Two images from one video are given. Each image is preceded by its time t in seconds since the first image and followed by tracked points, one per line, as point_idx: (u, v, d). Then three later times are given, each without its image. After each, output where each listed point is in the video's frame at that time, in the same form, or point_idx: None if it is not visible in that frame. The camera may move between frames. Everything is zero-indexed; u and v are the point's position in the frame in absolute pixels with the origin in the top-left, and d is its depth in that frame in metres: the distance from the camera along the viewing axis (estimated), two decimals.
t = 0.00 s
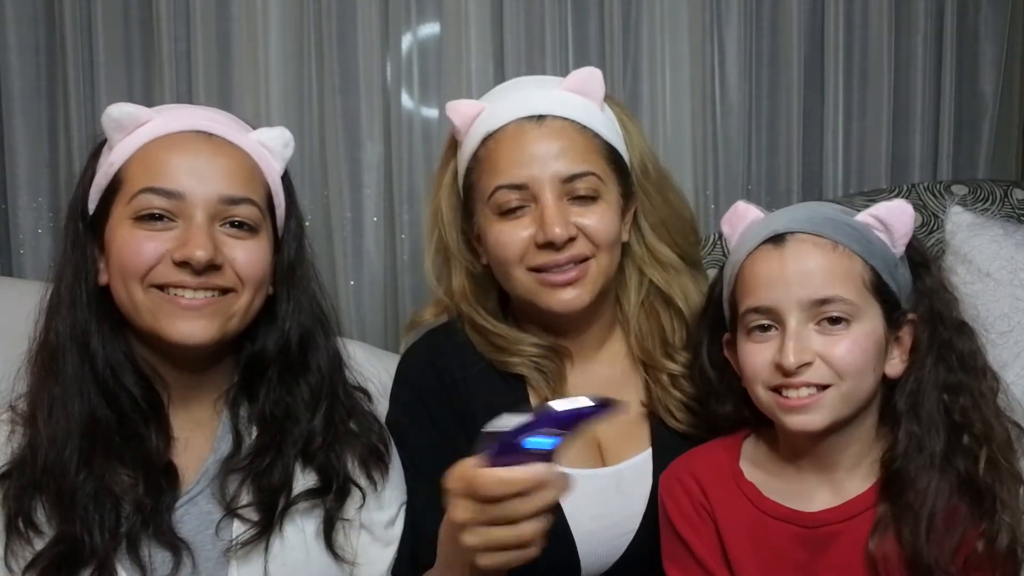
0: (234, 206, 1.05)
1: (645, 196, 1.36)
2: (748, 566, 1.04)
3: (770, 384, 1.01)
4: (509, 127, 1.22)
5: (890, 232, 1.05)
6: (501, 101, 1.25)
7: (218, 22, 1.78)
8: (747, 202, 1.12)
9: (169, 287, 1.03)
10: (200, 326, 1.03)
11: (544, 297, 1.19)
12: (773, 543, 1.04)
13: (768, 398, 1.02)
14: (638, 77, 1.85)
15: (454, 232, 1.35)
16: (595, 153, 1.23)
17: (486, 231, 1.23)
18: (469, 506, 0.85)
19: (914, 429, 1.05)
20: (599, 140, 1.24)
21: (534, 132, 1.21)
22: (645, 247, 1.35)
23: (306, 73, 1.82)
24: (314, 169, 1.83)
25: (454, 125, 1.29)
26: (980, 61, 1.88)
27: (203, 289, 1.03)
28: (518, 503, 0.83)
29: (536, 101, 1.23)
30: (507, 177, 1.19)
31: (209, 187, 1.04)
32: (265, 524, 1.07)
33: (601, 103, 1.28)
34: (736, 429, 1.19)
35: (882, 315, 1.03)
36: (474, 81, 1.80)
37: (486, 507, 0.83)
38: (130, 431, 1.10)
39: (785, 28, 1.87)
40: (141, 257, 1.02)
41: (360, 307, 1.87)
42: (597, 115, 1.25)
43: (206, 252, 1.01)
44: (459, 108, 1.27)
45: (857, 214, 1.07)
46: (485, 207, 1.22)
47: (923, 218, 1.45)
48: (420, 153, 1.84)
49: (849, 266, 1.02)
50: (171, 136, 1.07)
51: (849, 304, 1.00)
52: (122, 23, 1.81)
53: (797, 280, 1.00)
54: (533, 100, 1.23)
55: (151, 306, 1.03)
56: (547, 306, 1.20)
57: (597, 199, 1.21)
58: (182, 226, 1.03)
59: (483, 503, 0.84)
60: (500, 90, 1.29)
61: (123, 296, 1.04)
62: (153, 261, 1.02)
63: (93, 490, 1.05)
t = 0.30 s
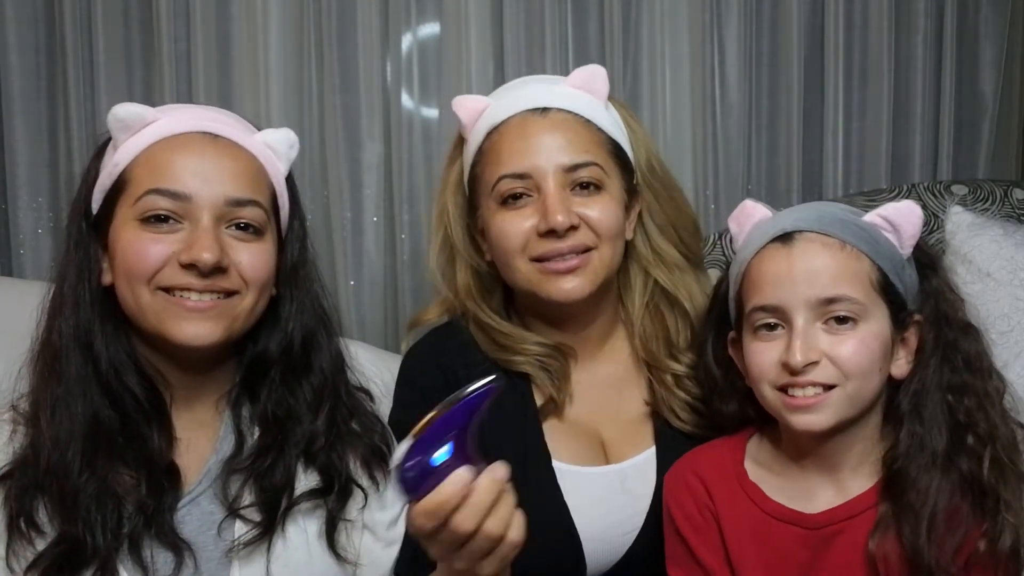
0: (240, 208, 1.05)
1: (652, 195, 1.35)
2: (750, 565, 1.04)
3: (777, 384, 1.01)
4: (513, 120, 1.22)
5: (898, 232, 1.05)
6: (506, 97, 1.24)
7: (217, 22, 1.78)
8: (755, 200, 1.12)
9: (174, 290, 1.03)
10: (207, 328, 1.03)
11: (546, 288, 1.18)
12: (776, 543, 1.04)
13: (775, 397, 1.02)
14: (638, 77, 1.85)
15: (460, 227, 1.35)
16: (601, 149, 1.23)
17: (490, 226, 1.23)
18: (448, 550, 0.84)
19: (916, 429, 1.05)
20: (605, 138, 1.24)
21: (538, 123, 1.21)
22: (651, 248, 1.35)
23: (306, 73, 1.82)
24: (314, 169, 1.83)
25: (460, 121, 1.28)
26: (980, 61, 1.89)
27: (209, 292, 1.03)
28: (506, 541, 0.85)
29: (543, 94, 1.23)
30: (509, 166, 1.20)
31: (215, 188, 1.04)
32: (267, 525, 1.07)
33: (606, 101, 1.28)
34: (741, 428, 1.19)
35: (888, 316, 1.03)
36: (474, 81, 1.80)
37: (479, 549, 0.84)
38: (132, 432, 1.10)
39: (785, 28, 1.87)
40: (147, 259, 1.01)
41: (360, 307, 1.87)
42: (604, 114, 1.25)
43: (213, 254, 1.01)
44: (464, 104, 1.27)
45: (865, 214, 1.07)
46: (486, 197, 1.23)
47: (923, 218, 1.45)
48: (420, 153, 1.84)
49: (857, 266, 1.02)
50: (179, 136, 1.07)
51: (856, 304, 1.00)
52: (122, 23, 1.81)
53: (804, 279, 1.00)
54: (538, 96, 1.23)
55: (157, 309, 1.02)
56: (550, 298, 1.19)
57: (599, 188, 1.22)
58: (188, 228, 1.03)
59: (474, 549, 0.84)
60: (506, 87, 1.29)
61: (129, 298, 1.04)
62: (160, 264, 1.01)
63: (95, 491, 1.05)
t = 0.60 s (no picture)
0: (256, 217, 1.05)
1: (649, 196, 1.36)
2: (749, 564, 1.04)
3: (779, 382, 1.01)
4: (508, 120, 1.22)
5: (900, 234, 1.06)
6: (503, 97, 1.24)
7: (218, 22, 1.78)
8: (759, 198, 1.12)
9: (189, 297, 1.02)
10: (220, 335, 1.03)
11: (541, 290, 1.19)
12: (775, 541, 1.04)
13: (776, 395, 1.02)
14: (638, 77, 1.85)
15: (458, 229, 1.35)
16: (595, 149, 1.23)
17: (485, 227, 1.23)
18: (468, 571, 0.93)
19: (913, 429, 1.05)
20: (601, 138, 1.24)
21: (531, 124, 1.21)
22: (648, 248, 1.35)
23: (307, 73, 1.82)
24: (314, 169, 1.83)
25: (457, 122, 1.28)
26: (980, 61, 1.89)
27: (224, 301, 1.03)
28: (529, 555, 0.94)
29: (540, 94, 1.22)
30: (504, 167, 1.19)
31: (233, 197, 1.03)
32: (271, 526, 1.07)
33: (601, 101, 1.28)
34: (741, 425, 1.19)
35: (890, 317, 1.03)
36: (474, 81, 1.80)
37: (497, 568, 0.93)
38: (137, 433, 1.09)
39: (785, 29, 1.87)
40: (161, 266, 1.01)
41: (360, 307, 1.86)
42: (601, 114, 1.25)
43: (231, 264, 1.01)
44: (461, 105, 1.27)
45: (867, 215, 1.07)
46: (482, 197, 1.23)
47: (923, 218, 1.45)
48: (420, 153, 1.83)
49: (859, 266, 1.02)
50: (195, 141, 1.06)
51: (858, 303, 1.00)
52: (121, 23, 1.80)
53: (807, 279, 1.00)
54: (536, 96, 1.22)
55: (171, 316, 1.02)
56: (545, 301, 1.19)
57: (593, 188, 1.21)
58: (204, 237, 1.02)
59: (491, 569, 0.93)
60: (502, 88, 1.29)
61: (141, 303, 1.03)
62: (176, 272, 1.01)
63: (101, 492, 1.05)
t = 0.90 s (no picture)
0: (270, 226, 1.06)
1: (646, 195, 1.36)
2: (747, 564, 1.04)
3: (773, 382, 1.01)
4: (505, 121, 1.22)
5: (892, 233, 1.06)
6: (499, 97, 1.24)
7: (218, 22, 1.79)
8: (752, 198, 1.12)
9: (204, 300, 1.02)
10: (230, 339, 1.04)
11: (539, 290, 1.19)
12: (772, 540, 1.04)
13: (771, 395, 1.02)
14: (638, 77, 1.85)
15: (454, 229, 1.35)
16: (593, 151, 1.23)
17: (482, 228, 1.23)
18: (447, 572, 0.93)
19: (909, 428, 1.05)
20: (598, 138, 1.24)
21: (528, 124, 1.21)
22: (645, 247, 1.35)
23: (306, 73, 1.82)
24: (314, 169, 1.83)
25: (453, 122, 1.28)
26: (980, 61, 1.89)
27: (237, 306, 1.03)
28: (514, 558, 0.94)
29: (538, 94, 1.23)
30: (501, 168, 1.19)
31: (252, 206, 1.03)
32: (271, 522, 1.07)
33: (598, 101, 1.28)
34: (736, 425, 1.19)
35: (883, 315, 1.03)
36: (474, 81, 1.80)
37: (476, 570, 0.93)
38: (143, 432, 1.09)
39: (785, 29, 1.87)
40: (177, 269, 1.00)
41: (360, 307, 1.87)
42: (597, 114, 1.25)
43: (250, 270, 1.01)
44: (457, 104, 1.27)
45: (860, 214, 1.07)
46: (479, 198, 1.23)
47: (923, 218, 1.45)
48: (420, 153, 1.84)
49: (853, 265, 1.02)
50: (213, 146, 1.05)
51: (852, 303, 1.00)
52: (122, 23, 1.81)
53: (801, 278, 1.00)
54: (529, 95, 1.23)
55: (184, 319, 1.02)
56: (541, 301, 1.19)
57: (589, 189, 1.21)
58: (222, 242, 1.02)
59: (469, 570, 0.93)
60: (499, 88, 1.29)
61: (153, 304, 1.03)
62: (194, 274, 1.01)
63: (104, 488, 1.05)
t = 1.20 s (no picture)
0: (266, 225, 1.05)
1: (647, 196, 1.36)
2: (748, 565, 1.04)
3: (771, 383, 1.01)
4: (505, 124, 1.22)
5: (893, 235, 1.06)
6: (500, 97, 1.24)
7: (218, 22, 1.78)
8: (752, 199, 1.12)
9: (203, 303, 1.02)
10: (230, 340, 1.04)
11: (540, 295, 1.19)
12: (770, 541, 1.04)
13: (768, 396, 1.02)
14: (638, 77, 1.85)
15: (453, 230, 1.35)
16: (594, 154, 1.23)
17: (482, 230, 1.23)
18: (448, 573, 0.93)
19: (908, 430, 1.05)
20: (598, 141, 1.24)
21: (528, 127, 1.21)
22: (645, 248, 1.35)
23: (307, 73, 1.82)
24: (314, 169, 1.83)
25: (453, 122, 1.28)
26: (981, 61, 1.89)
27: (236, 307, 1.03)
28: (513, 555, 0.94)
29: (541, 95, 1.23)
30: (501, 171, 1.19)
31: (248, 207, 1.03)
32: (274, 520, 1.07)
33: (599, 102, 1.28)
34: (735, 426, 1.19)
35: (881, 317, 1.03)
36: (475, 81, 1.80)
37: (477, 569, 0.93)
38: (143, 435, 1.09)
39: (785, 29, 1.87)
40: (174, 272, 1.00)
41: (360, 307, 1.86)
42: (598, 115, 1.25)
43: (248, 272, 1.01)
44: (458, 105, 1.27)
45: (860, 215, 1.07)
46: (479, 201, 1.23)
47: (923, 218, 1.45)
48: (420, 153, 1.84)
49: (852, 268, 1.02)
50: (204, 148, 1.05)
51: (850, 304, 1.00)
52: (122, 23, 1.81)
53: (800, 279, 1.00)
54: (530, 96, 1.23)
55: (184, 320, 1.02)
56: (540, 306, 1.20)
57: (589, 193, 1.21)
58: (219, 244, 1.02)
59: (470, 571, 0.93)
60: (499, 88, 1.29)
61: (153, 308, 1.03)
62: (193, 276, 1.01)
63: (107, 494, 1.05)
